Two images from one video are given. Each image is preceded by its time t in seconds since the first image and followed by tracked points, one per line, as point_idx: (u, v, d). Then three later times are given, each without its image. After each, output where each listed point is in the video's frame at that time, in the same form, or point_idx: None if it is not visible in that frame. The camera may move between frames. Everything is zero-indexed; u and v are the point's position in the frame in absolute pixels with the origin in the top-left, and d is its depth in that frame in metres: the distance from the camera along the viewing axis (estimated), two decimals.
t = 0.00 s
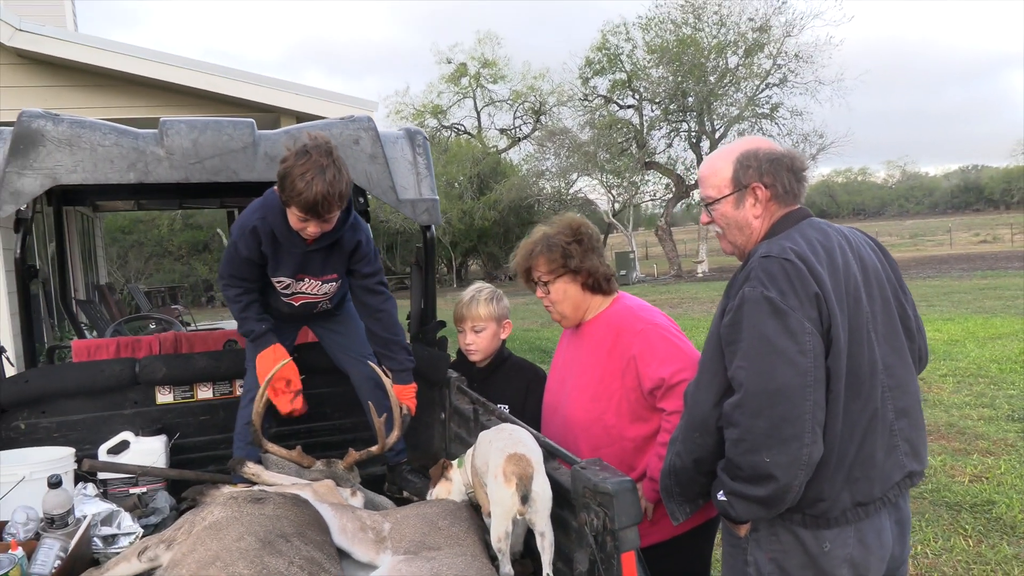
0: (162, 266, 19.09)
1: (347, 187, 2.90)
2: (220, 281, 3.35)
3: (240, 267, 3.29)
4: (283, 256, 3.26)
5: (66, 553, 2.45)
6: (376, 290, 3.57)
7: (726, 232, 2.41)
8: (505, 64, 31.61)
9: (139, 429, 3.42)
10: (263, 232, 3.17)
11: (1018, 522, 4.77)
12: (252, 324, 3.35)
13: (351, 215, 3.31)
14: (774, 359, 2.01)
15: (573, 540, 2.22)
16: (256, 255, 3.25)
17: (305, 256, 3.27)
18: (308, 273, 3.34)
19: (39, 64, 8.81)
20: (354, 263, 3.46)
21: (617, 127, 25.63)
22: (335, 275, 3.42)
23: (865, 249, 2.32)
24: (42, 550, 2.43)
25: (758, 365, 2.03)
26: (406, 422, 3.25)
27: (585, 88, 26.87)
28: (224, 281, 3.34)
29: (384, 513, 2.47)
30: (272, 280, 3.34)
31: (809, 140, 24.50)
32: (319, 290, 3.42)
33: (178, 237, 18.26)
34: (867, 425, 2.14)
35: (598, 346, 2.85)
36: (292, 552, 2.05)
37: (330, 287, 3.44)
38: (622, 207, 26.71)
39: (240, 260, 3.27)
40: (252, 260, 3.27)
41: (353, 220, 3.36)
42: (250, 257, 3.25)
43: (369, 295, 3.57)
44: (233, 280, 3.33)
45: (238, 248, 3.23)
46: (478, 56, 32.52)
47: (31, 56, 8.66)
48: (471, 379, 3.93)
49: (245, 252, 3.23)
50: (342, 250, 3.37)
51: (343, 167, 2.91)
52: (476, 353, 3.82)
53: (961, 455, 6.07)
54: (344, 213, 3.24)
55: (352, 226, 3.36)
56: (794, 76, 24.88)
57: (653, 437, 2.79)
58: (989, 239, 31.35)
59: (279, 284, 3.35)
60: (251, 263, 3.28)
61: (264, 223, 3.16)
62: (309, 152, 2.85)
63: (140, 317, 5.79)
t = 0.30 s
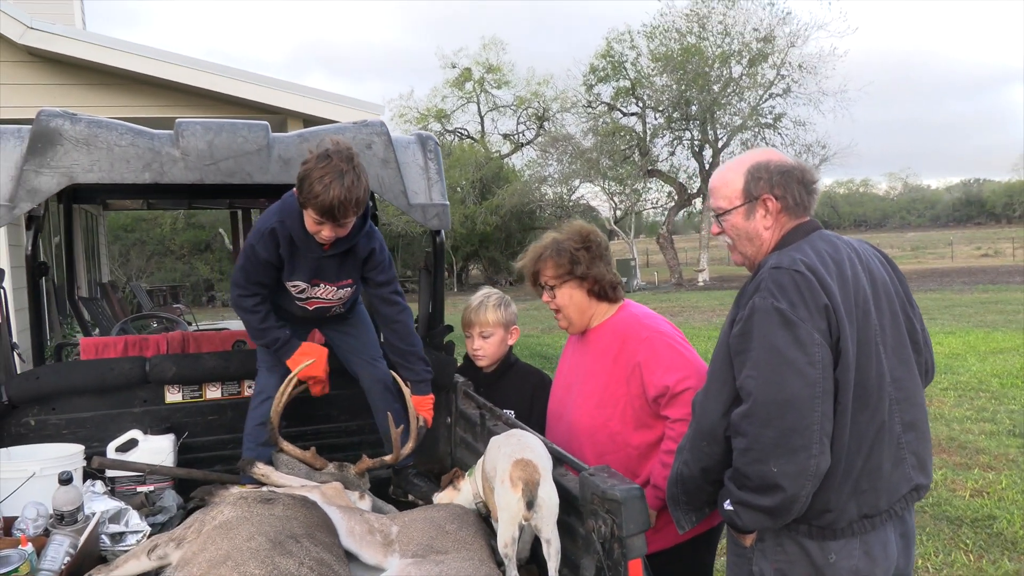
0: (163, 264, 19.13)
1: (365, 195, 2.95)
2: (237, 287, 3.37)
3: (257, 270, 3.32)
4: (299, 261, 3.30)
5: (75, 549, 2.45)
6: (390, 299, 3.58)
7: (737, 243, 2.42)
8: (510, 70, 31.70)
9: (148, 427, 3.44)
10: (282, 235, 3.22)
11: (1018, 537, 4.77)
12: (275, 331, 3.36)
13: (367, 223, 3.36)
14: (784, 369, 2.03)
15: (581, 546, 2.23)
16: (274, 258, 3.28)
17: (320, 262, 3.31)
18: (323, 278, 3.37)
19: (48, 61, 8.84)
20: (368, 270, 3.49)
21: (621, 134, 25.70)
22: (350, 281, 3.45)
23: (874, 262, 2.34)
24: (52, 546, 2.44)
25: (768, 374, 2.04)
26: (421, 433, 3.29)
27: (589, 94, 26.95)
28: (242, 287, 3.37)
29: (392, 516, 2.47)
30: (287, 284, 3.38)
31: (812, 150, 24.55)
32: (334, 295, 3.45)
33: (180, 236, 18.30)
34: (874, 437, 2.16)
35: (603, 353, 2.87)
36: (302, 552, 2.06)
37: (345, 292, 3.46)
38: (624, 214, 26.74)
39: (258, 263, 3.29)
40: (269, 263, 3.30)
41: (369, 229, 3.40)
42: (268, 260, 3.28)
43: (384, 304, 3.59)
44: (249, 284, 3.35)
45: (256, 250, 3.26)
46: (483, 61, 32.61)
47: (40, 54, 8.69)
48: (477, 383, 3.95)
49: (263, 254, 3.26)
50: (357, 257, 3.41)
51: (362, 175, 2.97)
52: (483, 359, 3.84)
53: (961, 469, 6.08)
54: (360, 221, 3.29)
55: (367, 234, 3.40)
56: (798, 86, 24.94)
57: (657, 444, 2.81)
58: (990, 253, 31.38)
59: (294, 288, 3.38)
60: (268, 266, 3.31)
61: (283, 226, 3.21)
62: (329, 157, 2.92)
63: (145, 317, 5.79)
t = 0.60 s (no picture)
0: (166, 275, 19.16)
1: (369, 205, 2.97)
2: (243, 298, 3.36)
3: (264, 281, 3.33)
4: (305, 271, 3.32)
5: (79, 561, 2.45)
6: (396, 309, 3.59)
7: (739, 257, 2.43)
8: (513, 83, 31.83)
9: (152, 439, 3.45)
10: (287, 245, 3.23)
11: (1021, 551, 4.76)
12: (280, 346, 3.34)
13: (371, 232, 3.38)
14: (787, 383, 2.03)
15: (584, 559, 2.23)
16: (280, 268, 3.30)
17: (325, 271, 3.32)
18: (328, 288, 3.38)
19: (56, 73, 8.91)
20: (373, 280, 3.51)
21: (623, 147, 25.76)
22: (355, 291, 3.46)
23: (875, 276, 2.35)
24: (55, 558, 2.44)
25: (771, 388, 2.05)
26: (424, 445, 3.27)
27: (592, 107, 27.04)
28: (249, 299, 3.36)
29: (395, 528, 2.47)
30: (293, 295, 3.38)
31: (814, 164, 24.59)
32: (340, 305, 3.46)
33: (183, 247, 18.33)
34: (876, 450, 2.16)
35: (605, 366, 2.87)
36: (305, 565, 2.06)
37: (350, 302, 3.48)
38: (627, 226, 26.77)
39: (265, 274, 3.30)
40: (275, 274, 3.31)
41: (373, 238, 3.42)
42: (274, 270, 3.30)
43: (390, 316, 3.59)
44: (254, 295, 3.35)
45: (262, 261, 3.27)
46: (487, 74, 32.75)
47: (47, 66, 8.75)
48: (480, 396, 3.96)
49: (269, 265, 3.28)
50: (361, 267, 3.43)
51: (367, 184, 2.98)
52: (488, 371, 3.85)
53: (964, 483, 6.06)
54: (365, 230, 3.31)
55: (372, 243, 3.42)
56: (800, 100, 25.01)
57: (658, 457, 2.81)
58: (993, 267, 31.36)
59: (299, 298, 3.39)
60: (274, 276, 3.32)
61: (288, 236, 3.23)
62: (334, 167, 2.94)
63: (149, 328, 5.81)
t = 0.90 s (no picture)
0: (156, 275, 19.09)
1: (367, 201, 3.00)
2: (236, 299, 3.34)
3: (255, 280, 3.31)
4: (296, 269, 3.31)
5: (65, 561, 2.44)
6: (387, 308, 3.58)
7: (725, 259, 2.44)
8: (505, 83, 31.83)
9: (140, 438, 3.43)
10: (278, 243, 3.22)
11: (1006, 549, 4.79)
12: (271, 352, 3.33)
13: (362, 229, 3.37)
14: (772, 382, 2.04)
15: (572, 558, 2.24)
16: (271, 265, 3.29)
17: (317, 270, 3.32)
18: (320, 286, 3.38)
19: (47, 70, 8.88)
20: (364, 278, 3.50)
21: (615, 148, 25.81)
22: (346, 289, 3.46)
23: (860, 277, 2.36)
24: (41, 557, 2.42)
25: (756, 386, 2.06)
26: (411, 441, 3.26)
27: (584, 108, 27.07)
28: (241, 299, 3.33)
29: (384, 527, 2.47)
30: (284, 293, 3.37)
31: (805, 165, 24.69)
32: (331, 304, 3.45)
33: (173, 246, 18.25)
34: (860, 448, 2.17)
35: (592, 366, 2.88)
36: (293, 564, 2.06)
37: (342, 300, 3.47)
38: (618, 227, 26.80)
39: (256, 272, 3.29)
40: (265, 271, 3.30)
41: (364, 236, 3.42)
42: (265, 267, 3.28)
43: (379, 312, 3.57)
44: (247, 295, 3.33)
45: (253, 258, 3.26)
46: (479, 74, 32.76)
47: (35, 63, 8.70)
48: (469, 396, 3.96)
49: (260, 262, 3.26)
50: (352, 265, 3.42)
51: (363, 179, 3.01)
52: (477, 372, 3.85)
53: (951, 482, 6.10)
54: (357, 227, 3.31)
55: (363, 242, 3.41)
56: (791, 102, 25.09)
57: (645, 457, 2.82)
58: (982, 268, 31.56)
59: (291, 297, 3.38)
60: (265, 274, 3.30)
61: (280, 234, 3.21)
62: (334, 166, 2.93)
63: (137, 328, 5.78)
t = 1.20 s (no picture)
0: (152, 269, 19.08)
1: (368, 181, 3.04)
2: (227, 282, 3.36)
3: (252, 266, 3.32)
4: (297, 253, 3.35)
5: (62, 553, 2.45)
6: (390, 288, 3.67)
7: (718, 254, 2.46)
8: (502, 78, 31.79)
9: (137, 432, 3.44)
10: (279, 227, 3.26)
11: (1000, 545, 4.82)
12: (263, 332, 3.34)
13: (363, 212, 3.44)
14: (764, 376, 2.06)
15: (568, 551, 2.25)
16: (270, 251, 3.31)
17: (319, 253, 3.36)
18: (321, 269, 3.42)
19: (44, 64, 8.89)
20: (366, 260, 3.56)
21: (612, 143, 25.79)
22: (347, 273, 3.50)
23: (852, 272, 2.38)
24: (39, 550, 2.43)
25: (748, 381, 2.07)
26: (407, 422, 3.35)
27: (581, 103, 27.05)
28: (235, 284, 3.35)
29: (380, 521, 2.48)
30: (285, 278, 3.41)
31: (802, 161, 24.70)
32: (332, 287, 3.49)
33: (170, 240, 18.22)
34: (853, 442, 2.18)
35: (588, 361, 2.89)
36: (290, 556, 2.07)
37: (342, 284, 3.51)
38: (615, 222, 26.80)
39: (253, 258, 3.30)
40: (264, 257, 3.32)
41: (365, 219, 3.48)
42: (263, 253, 3.30)
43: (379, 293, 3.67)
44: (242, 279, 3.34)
45: (251, 243, 3.27)
46: (476, 69, 32.71)
47: (31, 57, 8.69)
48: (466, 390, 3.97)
49: (258, 248, 3.28)
50: (354, 247, 3.47)
51: (364, 159, 3.06)
52: (472, 367, 3.86)
53: (946, 477, 6.13)
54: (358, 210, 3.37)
55: (365, 224, 3.47)
56: (788, 97, 25.08)
57: (640, 451, 2.83)
58: (978, 264, 31.62)
59: (292, 282, 3.41)
60: (263, 260, 3.32)
61: (280, 219, 3.25)
62: (334, 146, 2.99)
63: (134, 321, 5.78)
